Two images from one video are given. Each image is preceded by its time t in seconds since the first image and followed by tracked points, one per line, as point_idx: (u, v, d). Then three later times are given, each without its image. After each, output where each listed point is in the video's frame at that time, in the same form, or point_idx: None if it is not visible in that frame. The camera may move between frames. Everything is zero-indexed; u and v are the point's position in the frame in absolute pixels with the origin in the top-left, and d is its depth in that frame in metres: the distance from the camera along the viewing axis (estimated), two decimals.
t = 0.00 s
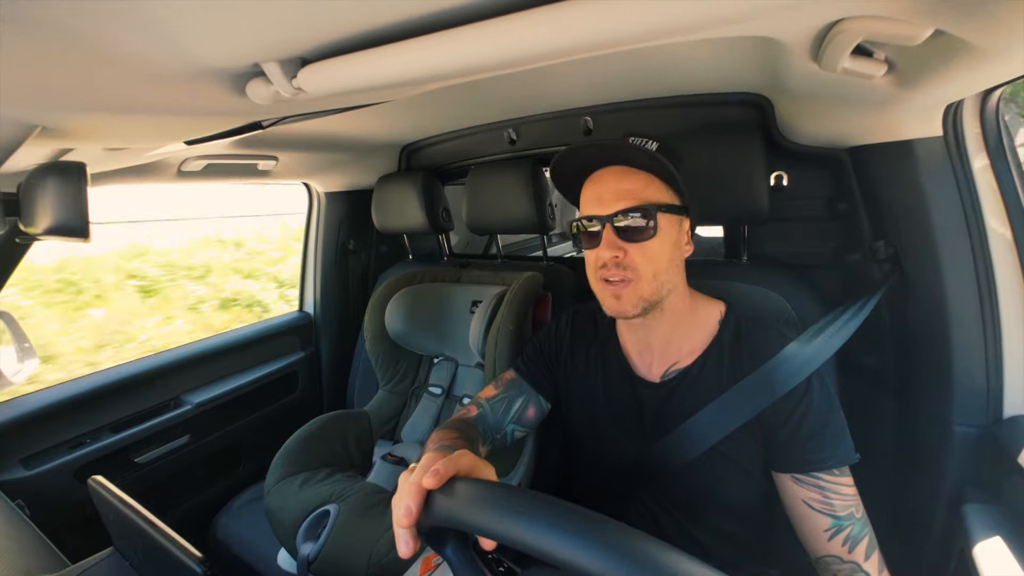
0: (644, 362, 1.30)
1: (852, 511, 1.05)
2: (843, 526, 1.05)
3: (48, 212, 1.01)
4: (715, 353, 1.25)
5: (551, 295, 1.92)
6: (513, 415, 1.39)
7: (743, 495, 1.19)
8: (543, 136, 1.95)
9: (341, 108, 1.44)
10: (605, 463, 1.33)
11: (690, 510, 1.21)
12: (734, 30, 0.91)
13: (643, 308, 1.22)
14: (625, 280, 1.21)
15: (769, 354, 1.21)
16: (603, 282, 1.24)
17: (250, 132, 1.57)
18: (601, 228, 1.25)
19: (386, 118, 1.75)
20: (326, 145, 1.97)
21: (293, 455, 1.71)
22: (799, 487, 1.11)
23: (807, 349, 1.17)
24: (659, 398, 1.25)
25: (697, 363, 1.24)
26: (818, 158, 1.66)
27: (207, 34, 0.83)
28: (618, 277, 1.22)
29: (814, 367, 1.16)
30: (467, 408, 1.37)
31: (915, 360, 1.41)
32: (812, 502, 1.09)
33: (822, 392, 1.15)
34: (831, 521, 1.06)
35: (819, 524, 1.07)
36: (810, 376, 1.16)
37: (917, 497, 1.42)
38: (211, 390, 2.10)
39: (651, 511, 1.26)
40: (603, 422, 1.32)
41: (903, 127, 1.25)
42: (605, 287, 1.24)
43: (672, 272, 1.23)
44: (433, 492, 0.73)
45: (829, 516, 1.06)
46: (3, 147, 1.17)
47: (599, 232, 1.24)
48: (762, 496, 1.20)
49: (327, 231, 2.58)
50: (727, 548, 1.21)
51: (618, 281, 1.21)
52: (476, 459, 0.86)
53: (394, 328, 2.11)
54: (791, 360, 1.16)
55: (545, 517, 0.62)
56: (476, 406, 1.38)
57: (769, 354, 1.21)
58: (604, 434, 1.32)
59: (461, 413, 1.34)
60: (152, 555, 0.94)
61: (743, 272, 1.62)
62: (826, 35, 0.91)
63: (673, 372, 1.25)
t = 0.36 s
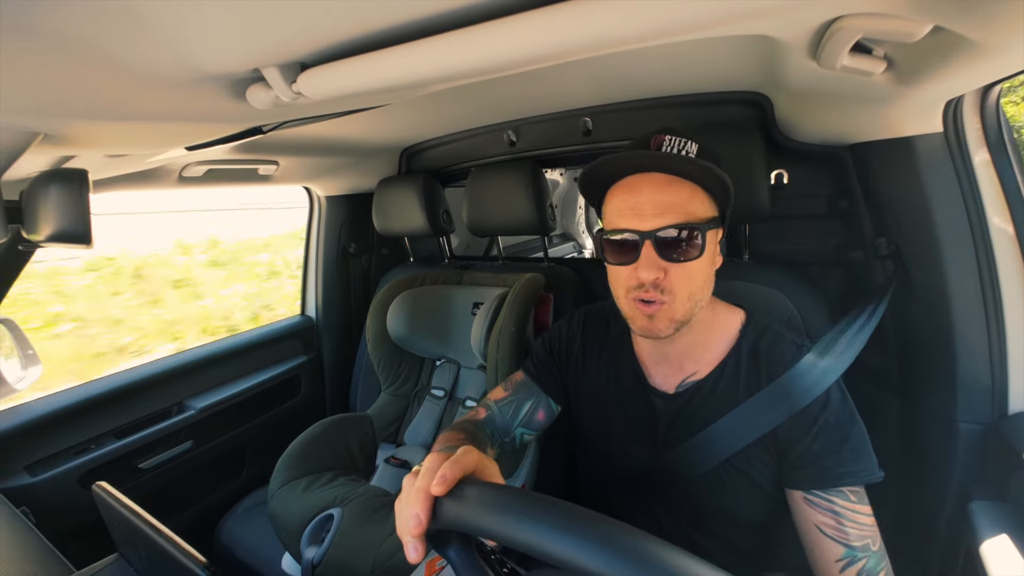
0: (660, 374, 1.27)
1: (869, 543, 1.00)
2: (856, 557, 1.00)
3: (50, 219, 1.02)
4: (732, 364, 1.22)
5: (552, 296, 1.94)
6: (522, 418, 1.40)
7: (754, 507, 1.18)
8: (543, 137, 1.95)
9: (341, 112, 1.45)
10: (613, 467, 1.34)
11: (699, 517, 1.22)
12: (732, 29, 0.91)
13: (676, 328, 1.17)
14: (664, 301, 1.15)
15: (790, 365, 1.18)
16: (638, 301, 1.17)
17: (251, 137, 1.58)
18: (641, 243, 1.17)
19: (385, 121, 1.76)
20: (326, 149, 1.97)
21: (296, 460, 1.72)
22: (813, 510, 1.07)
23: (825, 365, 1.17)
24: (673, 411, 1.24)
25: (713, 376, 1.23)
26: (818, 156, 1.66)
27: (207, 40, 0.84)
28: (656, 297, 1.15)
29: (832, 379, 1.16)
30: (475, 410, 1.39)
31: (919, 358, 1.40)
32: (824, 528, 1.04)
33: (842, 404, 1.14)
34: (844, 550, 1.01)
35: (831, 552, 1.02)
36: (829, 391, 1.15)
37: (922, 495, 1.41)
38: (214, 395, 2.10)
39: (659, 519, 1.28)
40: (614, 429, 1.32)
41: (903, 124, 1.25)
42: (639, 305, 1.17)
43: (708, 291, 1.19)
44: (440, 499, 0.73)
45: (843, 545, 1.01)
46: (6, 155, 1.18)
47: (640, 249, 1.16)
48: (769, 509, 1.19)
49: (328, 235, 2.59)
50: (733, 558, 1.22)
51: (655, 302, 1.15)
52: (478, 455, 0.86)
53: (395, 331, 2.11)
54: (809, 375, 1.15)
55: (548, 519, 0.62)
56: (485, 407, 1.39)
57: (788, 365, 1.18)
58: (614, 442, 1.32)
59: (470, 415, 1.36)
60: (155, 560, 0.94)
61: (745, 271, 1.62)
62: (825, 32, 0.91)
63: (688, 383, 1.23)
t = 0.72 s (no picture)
0: (640, 376, 1.28)
1: (849, 535, 1.05)
2: (840, 550, 1.05)
3: (47, 217, 1.01)
4: (714, 367, 1.22)
5: (551, 295, 1.94)
6: (514, 419, 1.40)
7: (740, 512, 1.19)
8: (541, 136, 1.95)
9: (339, 111, 1.44)
10: (601, 468, 1.36)
11: (682, 516, 1.25)
12: (731, 27, 0.91)
13: (644, 331, 1.18)
14: (629, 305, 1.15)
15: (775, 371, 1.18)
16: (603, 303, 1.18)
17: (249, 136, 1.57)
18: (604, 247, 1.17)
19: (384, 119, 1.75)
20: (325, 148, 1.97)
21: (294, 458, 1.71)
22: (797, 512, 1.09)
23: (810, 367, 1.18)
24: (655, 414, 1.25)
25: (696, 379, 1.22)
26: (816, 155, 1.66)
27: (206, 38, 0.84)
28: (620, 301, 1.16)
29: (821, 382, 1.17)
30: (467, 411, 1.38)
31: (916, 357, 1.41)
32: (810, 528, 1.08)
33: (827, 410, 1.14)
34: (828, 545, 1.05)
35: (816, 548, 1.06)
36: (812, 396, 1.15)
37: (919, 493, 1.42)
38: (212, 394, 2.10)
39: (648, 520, 1.30)
40: (601, 432, 1.33)
41: (902, 123, 1.25)
42: (606, 307, 1.18)
43: (676, 293, 1.19)
44: (441, 496, 0.73)
45: (827, 541, 1.05)
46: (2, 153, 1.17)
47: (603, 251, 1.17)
48: (757, 513, 1.20)
49: (327, 233, 2.58)
50: (721, 555, 1.25)
51: (619, 304, 1.16)
52: (483, 456, 0.85)
53: (395, 330, 2.10)
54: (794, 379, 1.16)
55: (545, 516, 0.62)
56: (476, 408, 1.39)
57: (774, 369, 1.18)
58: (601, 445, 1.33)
59: (462, 414, 1.35)
60: (153, 559, 0.93)
61: (743, 270, 1.62)
62: (824, 31, 0.91)
63: (668, 386, 1.23)
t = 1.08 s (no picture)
0: (633, 351, 1.32)
1: (834, 483, 1.12)
2: (827, 498, 1.11)
3: (42, 208, 1.00)
4: (702, 340, 1.29)
5: (550, 289, 1.94)
6: (515, 409, 1.43)
7: (739, 475, 1.24)
8: (540, 131, 1.95)
9: (338, 104, 1.44)
10: (596, 452, 1.37)
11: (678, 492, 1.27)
12: (733, 23, 0.91)
13: (628, 301, 1.25)
14: (610, 275, 1.24)
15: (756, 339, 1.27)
16: (589, 278, 1.27)
17: (247, 129, 1.56)
18: (584, 227, 1.28)
19: (383, 113, 1.75)
20: (323, 141, 1.96)
21: (292, 451, 1.72)
22: (787, 466, 1.16)
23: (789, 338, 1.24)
24: (651, 387, 1.29)
25: (687, 351, 1.28)
26: (816, 152, 1.66)
27: (203, 30, 0.83)
28: (602, 273, 1.25)
29: (801, 349, 1.24)
30: (468, 404, 1.39)
31: (913, 354, 1.41)
32: (799, 479, 1.15)
33: (804, 374, 1.23)
34: (816, 494, 1.12)
35: (805, 498, 1.13)
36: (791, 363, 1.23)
37: (913, 490, 1.43)
38: (211, 387, 2.10)
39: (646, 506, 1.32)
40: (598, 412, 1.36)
41: (902, 121, 1.25)
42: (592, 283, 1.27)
43: (655, 266, 1.27)
44: (434, 489, 0.74)
45: (815, 490, 1.12)
46: None
47: (581, 230, 1.27)
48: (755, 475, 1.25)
49: (326, 227, 2.57)
50: (719, 538, 1.25)
51: (602, 276, 1.25)
52: (475, 452, 0.85)
53: (393, 324, 2.10)
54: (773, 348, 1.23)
55: (542, 511, 0.63)
56: (476, 401, 1.39)
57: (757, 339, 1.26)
58: (597, 427, 1.36)
59: (462, 408, 1.36)
60: (152, 551, 0.94)
61: (740, 266, 1.62)
62: (825, 27, 0.91)
63: (662, 359, 1.29)
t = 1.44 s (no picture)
0: (655, 332, 1.35)
1: (850, 462, 1.14)
2: (842, 475, 1.12)
3: (42, 211, 1.00)
4: (722, 325, 1.32)
5: (550, 286, 1.94)
6: (545, 391, 1.42)
7: (744, 465, 1.24)
8: (540, 128, 1.94)
9: (336, 103, 1.43)
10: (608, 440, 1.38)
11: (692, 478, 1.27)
12: (732, 16, 0.90)
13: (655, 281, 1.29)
14: (639, 254, 1.28)
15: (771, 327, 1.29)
16: (619, 256, 1.30)
17: (245, 129, 1.56)
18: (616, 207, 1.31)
19: (381, 112, 1.74)
20: (322, 141, 1.96)
21: (295, 452, 1.72)
22: (804, 445, 1.18)
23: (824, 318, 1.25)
24: (673, 367, 1.31)
25: (707, 334, 1.31)
26: (815, 145, 1.66)
27: (200, 30, 0.83)
28: (634, 252, 1.28)
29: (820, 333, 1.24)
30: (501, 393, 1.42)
31: (915, 345, 1.41)
32: (816, 457, 1.16)
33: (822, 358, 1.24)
34: (832, 471, 1.13)
35: (821, 474, 1.14)
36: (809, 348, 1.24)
37: (916, 482, 1.43)
38: (214, 388, 2.10)
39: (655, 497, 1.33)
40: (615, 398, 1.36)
41: (902, 112, 1.25)
42: (622, 260, 1.30)
43: (682, 248, 1.31)
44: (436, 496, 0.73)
45: (831, 467, 1.13)
46: None
47: (614, 209, 1.30)
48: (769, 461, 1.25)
49: (326, 227, 2.57)
50: (723, 531, 1.26)
51: (633, 255, 1.28)
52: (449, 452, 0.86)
53: (395, 323, 2.11)
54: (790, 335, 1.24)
55: (543, 509, 0.63)
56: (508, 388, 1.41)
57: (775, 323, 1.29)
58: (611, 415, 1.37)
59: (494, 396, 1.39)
60: (159, 552, 0.94)
61: (740, 260, 1.62)
62: (824, 19, 0.91)
63: (684, 340, 1.32)
